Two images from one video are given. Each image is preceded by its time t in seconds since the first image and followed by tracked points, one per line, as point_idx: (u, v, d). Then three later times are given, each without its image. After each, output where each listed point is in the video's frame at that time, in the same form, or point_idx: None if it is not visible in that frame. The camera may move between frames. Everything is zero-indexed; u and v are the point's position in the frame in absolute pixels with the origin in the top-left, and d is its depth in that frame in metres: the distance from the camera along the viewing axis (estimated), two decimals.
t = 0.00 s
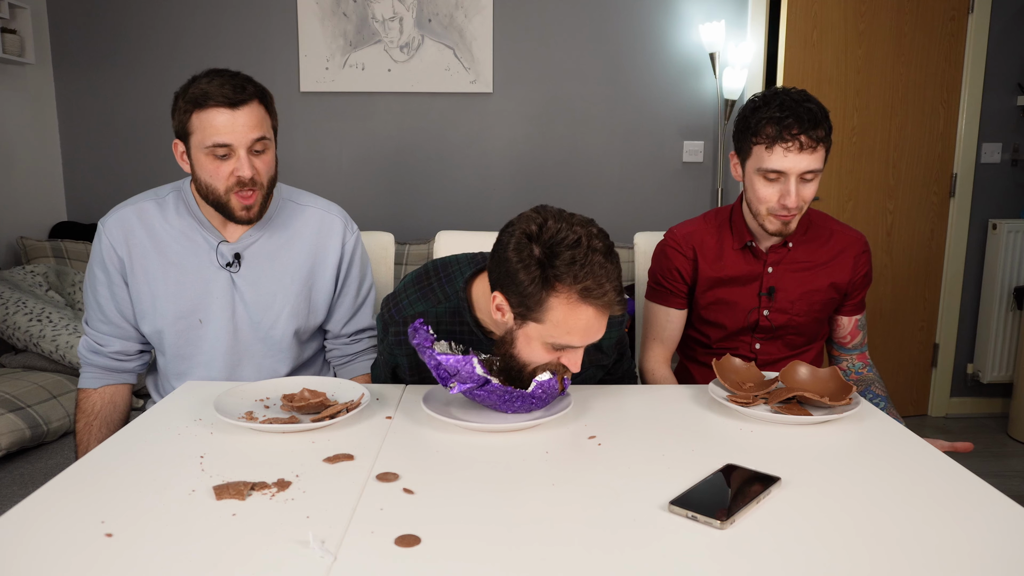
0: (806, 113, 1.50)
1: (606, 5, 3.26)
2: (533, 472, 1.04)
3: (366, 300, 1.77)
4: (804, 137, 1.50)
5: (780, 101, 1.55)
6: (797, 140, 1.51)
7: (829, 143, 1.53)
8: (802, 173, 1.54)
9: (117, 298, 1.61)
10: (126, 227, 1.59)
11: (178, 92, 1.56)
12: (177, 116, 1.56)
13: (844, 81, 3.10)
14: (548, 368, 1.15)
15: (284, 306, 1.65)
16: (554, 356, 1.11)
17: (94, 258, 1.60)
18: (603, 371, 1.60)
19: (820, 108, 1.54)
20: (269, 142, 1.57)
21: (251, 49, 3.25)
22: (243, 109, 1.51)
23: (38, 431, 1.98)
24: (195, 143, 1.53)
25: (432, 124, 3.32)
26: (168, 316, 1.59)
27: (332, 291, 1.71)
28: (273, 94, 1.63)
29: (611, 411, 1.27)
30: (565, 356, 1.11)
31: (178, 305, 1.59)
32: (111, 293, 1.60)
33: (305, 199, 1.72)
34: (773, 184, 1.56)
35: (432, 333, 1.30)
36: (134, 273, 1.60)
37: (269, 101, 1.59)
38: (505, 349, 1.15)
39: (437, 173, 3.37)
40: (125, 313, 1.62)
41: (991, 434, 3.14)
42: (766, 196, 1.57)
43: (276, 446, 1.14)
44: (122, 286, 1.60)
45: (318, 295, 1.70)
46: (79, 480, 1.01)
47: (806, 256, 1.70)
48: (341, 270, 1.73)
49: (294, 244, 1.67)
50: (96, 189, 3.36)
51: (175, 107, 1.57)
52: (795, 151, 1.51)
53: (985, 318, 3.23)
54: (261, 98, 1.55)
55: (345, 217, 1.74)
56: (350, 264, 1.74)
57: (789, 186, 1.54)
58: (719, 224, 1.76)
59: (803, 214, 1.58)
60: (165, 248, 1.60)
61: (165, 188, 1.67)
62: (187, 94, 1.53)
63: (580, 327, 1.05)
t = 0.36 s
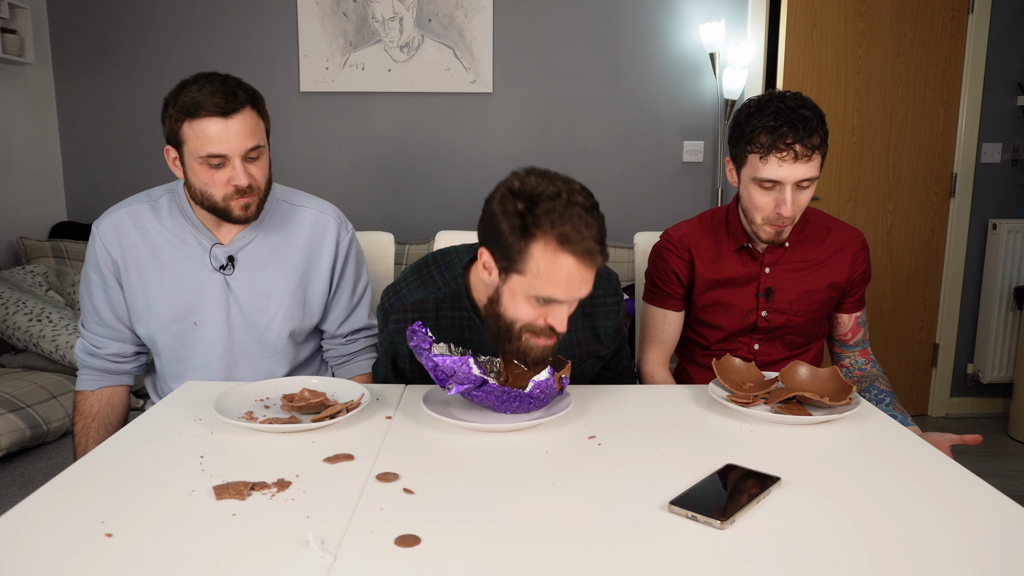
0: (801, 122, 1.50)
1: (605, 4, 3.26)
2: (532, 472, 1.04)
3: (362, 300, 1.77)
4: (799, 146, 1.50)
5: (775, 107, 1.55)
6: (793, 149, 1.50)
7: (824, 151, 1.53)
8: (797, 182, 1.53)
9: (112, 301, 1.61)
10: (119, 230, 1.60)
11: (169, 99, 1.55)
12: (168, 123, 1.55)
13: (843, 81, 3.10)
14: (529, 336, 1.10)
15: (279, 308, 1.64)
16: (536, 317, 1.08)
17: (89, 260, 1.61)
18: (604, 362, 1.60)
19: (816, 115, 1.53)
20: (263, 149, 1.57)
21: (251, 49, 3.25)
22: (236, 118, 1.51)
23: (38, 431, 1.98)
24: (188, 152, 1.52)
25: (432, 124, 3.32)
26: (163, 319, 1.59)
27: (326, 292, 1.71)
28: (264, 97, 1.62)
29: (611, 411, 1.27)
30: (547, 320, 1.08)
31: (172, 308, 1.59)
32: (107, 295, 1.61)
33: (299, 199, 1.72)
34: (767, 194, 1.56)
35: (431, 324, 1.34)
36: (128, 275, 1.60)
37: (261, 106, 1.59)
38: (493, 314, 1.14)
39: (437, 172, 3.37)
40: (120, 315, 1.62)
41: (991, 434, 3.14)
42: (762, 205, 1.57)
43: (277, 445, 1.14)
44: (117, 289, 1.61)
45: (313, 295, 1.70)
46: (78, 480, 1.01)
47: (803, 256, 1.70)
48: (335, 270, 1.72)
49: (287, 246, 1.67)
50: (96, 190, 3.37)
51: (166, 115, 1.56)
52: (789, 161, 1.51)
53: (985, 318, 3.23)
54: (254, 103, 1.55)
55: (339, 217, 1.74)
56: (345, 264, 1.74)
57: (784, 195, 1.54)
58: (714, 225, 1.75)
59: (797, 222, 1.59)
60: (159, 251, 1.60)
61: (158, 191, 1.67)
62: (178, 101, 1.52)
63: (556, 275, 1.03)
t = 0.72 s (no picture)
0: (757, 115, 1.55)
1: (605, 4, 3.26)
2: (532, 472, 1.04)
3: (361, 299, 1.77)
4: (750, 137, 1.55)
5: (744, 104, 1.61)
6: (744, 139, 1.56)
7: (785, 145, 1.55)
8: (752, 174, 1.57)
9: (112, 300, 1.61)
10: (120, 229, 1.59)
11: (176, 102, 1.54)
12: (180, 126, 1.54)
13: (844, 81, 3.10)
14: (518, 276, 1.21)
15: (279, 307, 1.64)
16: (517, 253, 1.19)
17: (89, 260, 1.61)
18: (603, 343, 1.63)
19: (782, 111, 1.56)
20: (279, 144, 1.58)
21: (251, 49, 3.25)
22: (253, 114, 1.52)
23: (38, 431, 1.98)
24: (206, 152, 1.52)
25: (432, 124, 3.32)
26: (163, 318, 1.59)
27: (326, 291, 1.71)
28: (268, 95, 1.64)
29: (611, 411, 1.27)
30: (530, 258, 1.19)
31: (172, 307, 1.59)
32: (107, 295, 1.61)
33: (298, 198, 1.72)
34: (727, 185, 1.62)
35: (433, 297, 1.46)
36: (128, 275, 1.60)
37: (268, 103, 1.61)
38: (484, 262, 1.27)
39: (438, 172, 3.37)
40: (121, 315, 1.62)
41: (991, 434, 3.14)
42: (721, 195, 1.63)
43: (277, 445, 1.14)
44: (117, 288, 1.61)
45: (313, 294, 1.70)
46: (78, 481, 1.01)
47: (799, 256, 1.70)
48: (335, 270, 1.72)
49: (287, 245, 1.67)
50: (96, 190, 3.36)
51: (175, 116, 1.55)
52: (738, 150, 1.56)
53: (985, 318, 3.23)
54: (264, 100, 1.57)
55: (338, 216, 1.74)
56: (344, 264, 1.74)
57: (738, 186, 1.59)
58: (710, 227, 1.75)
59: (762, 217, 1.59)
60: (159, 250, 1.60)
61: (157, 190, 1.66)
62: (190, 103, 1.52)
63: (524, 203, 1.15)
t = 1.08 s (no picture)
0: (746, 101, 1.59)
1: (605, 5, 3.26)
2: (532, 472, 1.04)
3: (364, 302, 1.78)
4: (740, 122, 1.59)
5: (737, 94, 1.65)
6: (735, 125, 1.60)
7: (774, 130, 1.59)
8: (743, 159, 1.60)
9: (114, 301, 1.61)
10: (122, 230, 1.59)
11: (184, 107, 1.54)
12: (184, 131, 1.54)
13: (844, 81, 3.10)
14: (507, 230, 1.34)
15: (282, 311, 1.64)
16: (509, 210, 1.34)
17: (91, 260, 1.60)
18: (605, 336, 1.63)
19: (772, 98, 1.60)
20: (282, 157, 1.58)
21: (252, 49, 3.25)
22: (258, 128, 1.51)
23: (38, 431, 1.98)
24: (207, 160, 1.52)
25: (432, 124, 3.32)
26: (165, 320, 1.59)
27: (330, 295, 1.71)
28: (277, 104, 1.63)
29: (611, 411, 1.27)
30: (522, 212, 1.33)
31: (175, 309, 1.59)
32: (109, 295, 1.61)
33: (302, 202, 1.72)
34: (719, 173, 1.66)
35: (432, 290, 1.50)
36: (131, 276, 1.60)
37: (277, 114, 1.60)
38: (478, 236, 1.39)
39: (438, 172, 3.37)
40: (122, 315, 1.62)
41: (991, 434, 3.14)
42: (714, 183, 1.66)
43: (277, 445, 1.14)
44: (119, 289, 1.60)
45: (316, 298, 1.69)
46: (77, 480, 1.01)
47: (794, 254, 1.70)
48: (338, 274, 1.72)
49: (291, 249, 1.67)
50: (96, 190, 3.36)
51: (181, 119, 1.55)
52: (729, 135, 1.60)
53: (985, 318, 3.23)
54: (272, 112, 1.56)
55: (342, 220, 1.74)
56: (348, 268, 1.74)
57: (729, 172, 1.62)
58: (705, 227, 1.76)
59: (752, 206, 1.62)
60: (162, 252, 1.60)
61: (161, 191, 1.66)
62: (197, 110, 1.52)
63: (512, 155, 1.31)
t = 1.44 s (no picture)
0: (751, 99, 1.60)
1: (605, 5, 3.26)
2: (532, 472, 1.04)
3: (362, 306, 1.77)
4: (745, 120, 1.60)
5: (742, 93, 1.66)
6: (739, 123, 1.61)
7: (779, 128, 1.60)
8: (747, 157, 1.61)
9: (109, 305, 1.61)
10: (117, 233, 1.59)
11: (175, 110, 1.53)
12: (174, 133, 1.53)
13: (844, 81, 3.10)
14: (499, 196, 1.47)
15: (277, 316, 1.64)
16: (499, 176, 1.48)
17: (87, 263, 1.60)
18: (605, 324, 1.69)
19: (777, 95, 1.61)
20: (271, 168, 1.57)
21: (251, 49, 3.25)
22: (247, 140, 1.50)
23: (38, 431, 1.98)
24: (196, 168, 1.51)
25: (432, 124, 3.32)
26: (160, 325, 1.59)
27: (326, 299, 1.71)
28: (272, 109, 1.61)
29: (611, 411, 1.27)
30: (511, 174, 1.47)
31: (170, 314, 1.59)
32: (104, 299, 1.61)
33: (299, 204, 1.71)
34: (723, 172, 1.66)
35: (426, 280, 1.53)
36: (126, 280, 1.60)
37: (270, 121, 1.58)
38: (470, 204, 1.52)
39: (438, 173, 3.37)
40: (118, 319, 1.62)
41: (991, 434, 3.13)
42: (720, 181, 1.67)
43: (276, 445, 1.14)
44: (114, 293, 1.60)
45: (313, 303, 1.69)
46: (77, 480, 1.01)
47: (799, 254, 1.70)
48: (335, 278, 1.72)
49: (287, 254, 1.66)
50: (96, 190, 3.36)
51: (173, 121, 1.54)
52: (733, 133, 1.61)
53: (985, 317, 3.23)
54: (265, 121, 1.55)
55: (338, 223, 1.73)
56: (345, 272, 1.73)
57: (735, 170, 1.63)
58: (709, 226, 1.76)
59: (758, 204, 1.62)
60: (157, 257, 1.60)
61: (157, 194, 1.66)
62: (187, 115, 1.51)
63: (504, 126, 1.45)
